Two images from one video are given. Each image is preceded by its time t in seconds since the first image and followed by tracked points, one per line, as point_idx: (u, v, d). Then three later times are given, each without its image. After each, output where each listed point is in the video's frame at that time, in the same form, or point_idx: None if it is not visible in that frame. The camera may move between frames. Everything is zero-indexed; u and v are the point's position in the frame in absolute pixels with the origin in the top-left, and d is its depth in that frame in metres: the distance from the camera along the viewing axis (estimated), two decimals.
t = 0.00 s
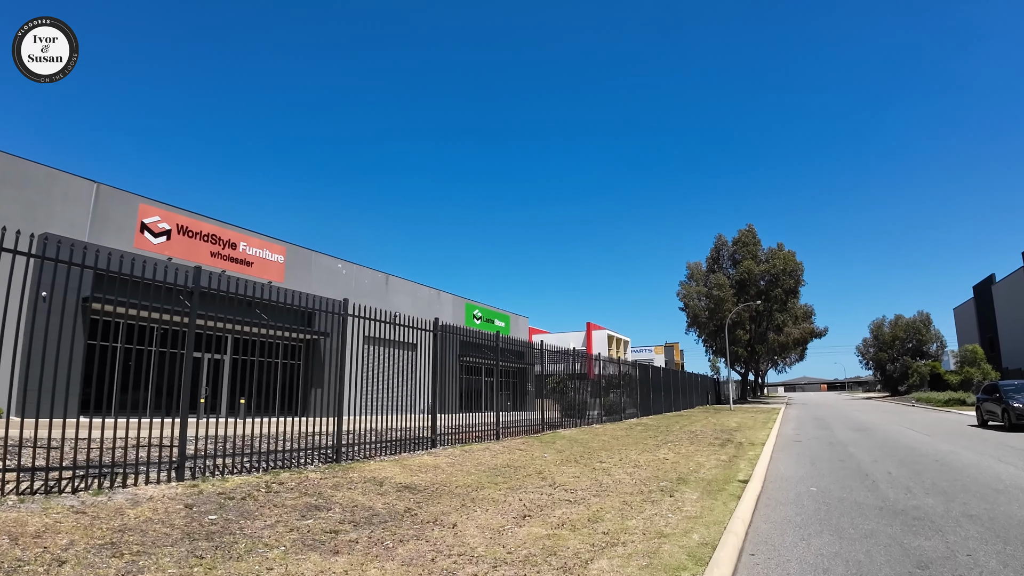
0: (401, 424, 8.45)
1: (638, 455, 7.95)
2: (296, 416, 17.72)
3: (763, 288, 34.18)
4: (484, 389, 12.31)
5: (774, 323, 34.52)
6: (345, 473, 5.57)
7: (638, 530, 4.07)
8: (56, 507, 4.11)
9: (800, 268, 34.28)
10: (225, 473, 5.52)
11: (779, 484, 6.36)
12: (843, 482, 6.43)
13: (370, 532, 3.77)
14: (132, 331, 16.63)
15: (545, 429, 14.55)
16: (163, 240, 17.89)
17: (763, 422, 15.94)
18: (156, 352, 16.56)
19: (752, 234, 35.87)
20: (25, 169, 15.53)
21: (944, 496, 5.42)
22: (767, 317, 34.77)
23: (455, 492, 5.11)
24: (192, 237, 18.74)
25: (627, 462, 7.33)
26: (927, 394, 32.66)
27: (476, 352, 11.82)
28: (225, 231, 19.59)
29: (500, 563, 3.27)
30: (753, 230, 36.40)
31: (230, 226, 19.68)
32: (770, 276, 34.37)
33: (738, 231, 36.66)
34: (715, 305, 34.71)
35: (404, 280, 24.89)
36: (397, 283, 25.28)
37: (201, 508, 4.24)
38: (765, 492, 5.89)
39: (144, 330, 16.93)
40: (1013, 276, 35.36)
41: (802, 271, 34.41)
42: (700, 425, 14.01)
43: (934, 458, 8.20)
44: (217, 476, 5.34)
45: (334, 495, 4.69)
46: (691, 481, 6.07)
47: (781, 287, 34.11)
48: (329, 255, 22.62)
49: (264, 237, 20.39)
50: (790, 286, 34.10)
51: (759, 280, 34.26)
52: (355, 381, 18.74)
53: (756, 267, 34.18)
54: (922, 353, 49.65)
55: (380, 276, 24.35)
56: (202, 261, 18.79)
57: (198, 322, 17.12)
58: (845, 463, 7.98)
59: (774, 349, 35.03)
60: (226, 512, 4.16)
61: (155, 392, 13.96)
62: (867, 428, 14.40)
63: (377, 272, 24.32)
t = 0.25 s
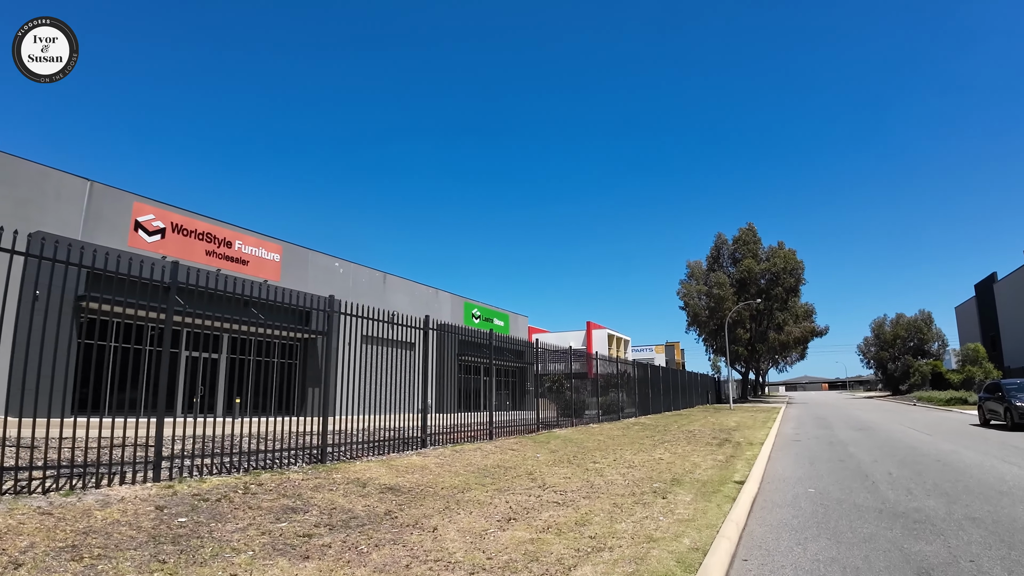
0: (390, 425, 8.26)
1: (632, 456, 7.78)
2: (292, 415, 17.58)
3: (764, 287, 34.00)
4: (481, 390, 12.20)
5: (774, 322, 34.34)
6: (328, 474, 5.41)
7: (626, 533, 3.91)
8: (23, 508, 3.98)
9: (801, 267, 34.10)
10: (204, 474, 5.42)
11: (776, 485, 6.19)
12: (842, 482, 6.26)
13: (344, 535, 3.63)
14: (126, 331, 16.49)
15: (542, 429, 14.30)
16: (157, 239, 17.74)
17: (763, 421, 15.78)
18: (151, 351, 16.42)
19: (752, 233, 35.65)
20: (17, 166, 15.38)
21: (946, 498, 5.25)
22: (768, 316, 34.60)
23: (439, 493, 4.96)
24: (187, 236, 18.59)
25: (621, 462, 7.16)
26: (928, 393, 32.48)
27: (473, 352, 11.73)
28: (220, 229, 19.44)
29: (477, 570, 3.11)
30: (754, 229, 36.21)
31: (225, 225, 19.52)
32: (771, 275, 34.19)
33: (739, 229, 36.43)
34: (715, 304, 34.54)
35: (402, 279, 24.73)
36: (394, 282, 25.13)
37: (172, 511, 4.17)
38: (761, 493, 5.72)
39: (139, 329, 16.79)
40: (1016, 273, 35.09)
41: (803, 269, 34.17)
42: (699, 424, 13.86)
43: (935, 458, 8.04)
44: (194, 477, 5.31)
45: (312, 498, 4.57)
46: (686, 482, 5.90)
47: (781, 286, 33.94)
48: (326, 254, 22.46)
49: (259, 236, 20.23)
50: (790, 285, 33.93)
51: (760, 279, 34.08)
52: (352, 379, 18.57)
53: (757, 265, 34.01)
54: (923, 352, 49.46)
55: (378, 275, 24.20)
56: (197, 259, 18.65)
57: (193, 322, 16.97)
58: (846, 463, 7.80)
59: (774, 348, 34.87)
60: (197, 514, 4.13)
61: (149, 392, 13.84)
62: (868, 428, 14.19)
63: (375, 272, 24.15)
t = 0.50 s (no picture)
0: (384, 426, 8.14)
1: (629, 457, 7.62)
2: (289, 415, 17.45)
3: (764, 285, 33.84)
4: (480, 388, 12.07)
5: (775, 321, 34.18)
6: (314, 477, 5.31)
7: (616, 539, 3.78)
8: None
9: (802, 265, 33.94)
10: (184, 477, 5.36)
11: (774, 488, 6.04)
12: (841, 485, 6.10)
13: (323, 542, 3.52)
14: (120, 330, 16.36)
15: (539, 429, 14.10)
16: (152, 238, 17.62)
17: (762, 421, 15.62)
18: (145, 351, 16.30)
19: (753, 231, 35.49)
20: (11, 165, 15.24)
21: (947, 501, 5.11)
22: (768, 315, 34.43)
23: (426, 497, 4.83)
24: (182, 235, 18.46)
25: (616, 464, 6.99)
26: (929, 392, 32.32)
27: (473, 351, 11.64)
28: (216, 228, 19.32)
29: None
30: (754, 227, 36.04)
31: (220, 223, 19.39)
32: (771, 274, 34.03)
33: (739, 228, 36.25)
34: (715, 303, 34.38)
35: (400, 278, 24.59)
36: (392, 281, 24.99)
37: (146, 515, 4.09)
38: (758, 496, 5.57)
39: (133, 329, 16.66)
40: (1018, 271, 34.90)
41: (803, 268, 34.02)
42: (698, 424, 13.71)
43: (937, 459, 7.88)
44: (174, 480, 5.27)
45: (293, 502, 4.49)
46: (681, 485, 5.75)
47: (782, 285, 33.78)
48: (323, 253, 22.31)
49: (255, 235, 20.11)
50: (791, 283, 33.77)
51: (760, 277, 33.92)
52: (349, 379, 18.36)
53: (757, 264, 33.86)
54: (924, 351, 49.29)
55: (375, 274, 24.06)
56: (193, 258, 18.52)
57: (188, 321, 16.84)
58: (846, 464, 7.64)
59: (774, 346, 34.71)
60: (172, 518, 4.06)
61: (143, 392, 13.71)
62: (869, 428, 14.01)
63: (373, 271, 24.01)
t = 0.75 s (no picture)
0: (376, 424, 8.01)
1: (625, 456, 7.43)
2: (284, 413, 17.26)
3: (764, 283, 33.63)
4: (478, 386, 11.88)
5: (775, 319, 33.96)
6: (297, 476, 5.18)
7: (606, 542, 3.61)
8: None
9: (802, 263, 33.73)
10: (162, 476, 5.25)
11: (774, 487, 5.85)
12: (842, 485, 5.92)
13: (297, 544, 3.44)
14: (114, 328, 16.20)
15: (535, 427, 13.86)
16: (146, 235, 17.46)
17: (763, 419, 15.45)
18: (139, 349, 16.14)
19: (753, 228, 35.28)
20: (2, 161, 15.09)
21: (952, 501, 4.93)
22: (769, 313, 34.21)
23: (411, 497, 4.69)
24: (176, 232, 18.30)
25: (611, 463, 6.80)
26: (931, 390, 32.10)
27: (472, 348, 11.45)
28: (211, 225, 19.17)
29: None
30: (754, 224, 35.82)
31: (215, 221, 19.25)
32: (771, 271, 33.83)
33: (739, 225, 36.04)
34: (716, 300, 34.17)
35: (397, 275, 24.39)
36: (390, 279, 24.80)
37: (112, 516, 4.00)
38: (757, 496, 5.39)
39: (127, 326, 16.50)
40: (1020, 268, 34.69)
41: (804, 265, 33.81)
42: (697, 422, 13.53)
43: (941, 457, 7.69)
44: (150, 479, 5.14)
45: (271, 502, 4.39)
46: (677, 484, 5.57)
47: (782, 282, 33.58)
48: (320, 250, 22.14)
49: (250, 232, 19.94)
50: (791, 281, 33.57)
51: (760, 275, 33.72)
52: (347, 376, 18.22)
53: (757, 261, 33.66)
54: (926, 349, 49.04)
55: (373, 272, 23.88)
56: (187, 255, 18.35)
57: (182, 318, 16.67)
58: (847, 463, 7.46)
59: (775, 344, 34.49)
60: (140, 520, 3.98)
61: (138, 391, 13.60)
62: (870, 426, 13.81)
63: (370, 268, 23.83)
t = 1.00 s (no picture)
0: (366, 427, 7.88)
1: (620, 457, 7.27)
2: (282, 413, 17.06)
3: (764, 281, 33.45)
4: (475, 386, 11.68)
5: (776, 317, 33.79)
6: (279, 479, 5.10)
7: (595, 549, 3.46)
8: None
9: (803, 261, 33.56)
10: (140, 479, 5.16)
11: (773, 491, 5.67)
12: (842, 487, 5.76)
13: (270, 552, 3.36)
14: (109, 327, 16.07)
15: (531, 427, 13.58)
16: (139, 233, 17.30)
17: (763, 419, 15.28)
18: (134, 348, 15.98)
19: (753, 226, 35.12)
20: None
21: (956, 505, 4.77)
22: (769, 311, 34.04)
23: (395, 501, 4.55)
24: (170, 230, 18.15)
25: (606, 464, 6.63)
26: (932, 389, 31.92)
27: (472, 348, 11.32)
28: (205, 223, 19.01)
29: None
30: (754, 222, 35.65)
31: (210, 219, 19.09)
32: (772, 270, 33.69)
33: (739, 223, 35.87)
34: (716, 299, 33.99)
35: (394, 274, 24.21)
36: (387, 277, 24.63)
37: (81, 522, 3.89)
38: (755, 500, 5.21)
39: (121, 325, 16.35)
40: (1021, 267, 34.54)
41: (804, 263, 33.65)
42: (696, 422, 13.37)
43: (945, 459, 7.50)
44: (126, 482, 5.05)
45: (248, 507, 4.31)
46: (672, 487, 5.40)
47: (783, 281, 33.42)
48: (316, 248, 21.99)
49: (245, 230, 19.78)
50: (791, 279, 33.41)
51: (760, 273, 33.55)
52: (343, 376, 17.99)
53: (757, 260, 33.50)
54: (927, 347, 48.87)
55: (370, 270, 23.71)
56: (181, 254, 18.20)
57: (176, 317, 16.48)
58: (848, 464, 7.30)
59: (775, 343, 34.30)
60: (110, 525, 3.88)
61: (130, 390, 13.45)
62: (872, 426, 13.63)
63: (367, 266, 23.65)
